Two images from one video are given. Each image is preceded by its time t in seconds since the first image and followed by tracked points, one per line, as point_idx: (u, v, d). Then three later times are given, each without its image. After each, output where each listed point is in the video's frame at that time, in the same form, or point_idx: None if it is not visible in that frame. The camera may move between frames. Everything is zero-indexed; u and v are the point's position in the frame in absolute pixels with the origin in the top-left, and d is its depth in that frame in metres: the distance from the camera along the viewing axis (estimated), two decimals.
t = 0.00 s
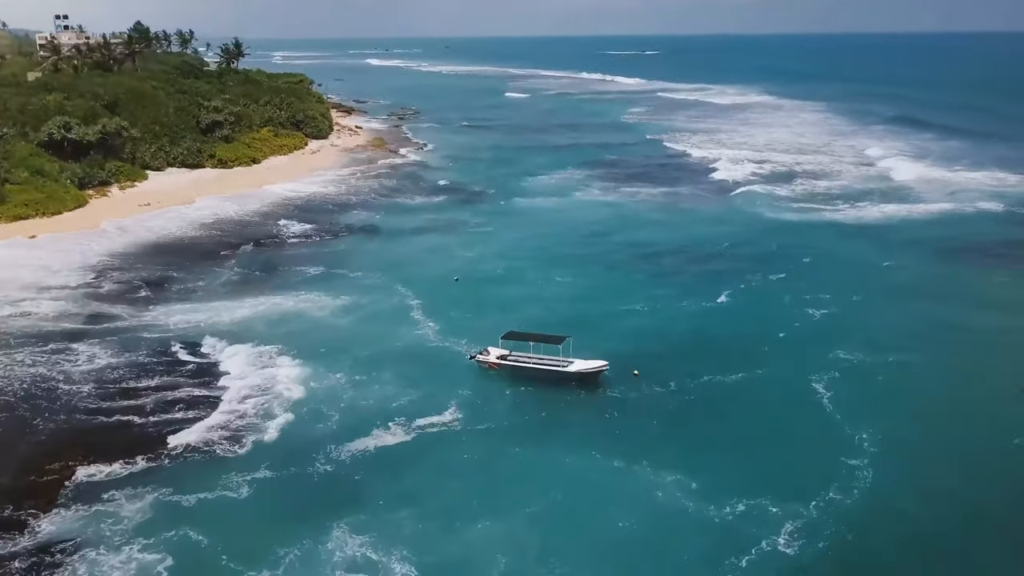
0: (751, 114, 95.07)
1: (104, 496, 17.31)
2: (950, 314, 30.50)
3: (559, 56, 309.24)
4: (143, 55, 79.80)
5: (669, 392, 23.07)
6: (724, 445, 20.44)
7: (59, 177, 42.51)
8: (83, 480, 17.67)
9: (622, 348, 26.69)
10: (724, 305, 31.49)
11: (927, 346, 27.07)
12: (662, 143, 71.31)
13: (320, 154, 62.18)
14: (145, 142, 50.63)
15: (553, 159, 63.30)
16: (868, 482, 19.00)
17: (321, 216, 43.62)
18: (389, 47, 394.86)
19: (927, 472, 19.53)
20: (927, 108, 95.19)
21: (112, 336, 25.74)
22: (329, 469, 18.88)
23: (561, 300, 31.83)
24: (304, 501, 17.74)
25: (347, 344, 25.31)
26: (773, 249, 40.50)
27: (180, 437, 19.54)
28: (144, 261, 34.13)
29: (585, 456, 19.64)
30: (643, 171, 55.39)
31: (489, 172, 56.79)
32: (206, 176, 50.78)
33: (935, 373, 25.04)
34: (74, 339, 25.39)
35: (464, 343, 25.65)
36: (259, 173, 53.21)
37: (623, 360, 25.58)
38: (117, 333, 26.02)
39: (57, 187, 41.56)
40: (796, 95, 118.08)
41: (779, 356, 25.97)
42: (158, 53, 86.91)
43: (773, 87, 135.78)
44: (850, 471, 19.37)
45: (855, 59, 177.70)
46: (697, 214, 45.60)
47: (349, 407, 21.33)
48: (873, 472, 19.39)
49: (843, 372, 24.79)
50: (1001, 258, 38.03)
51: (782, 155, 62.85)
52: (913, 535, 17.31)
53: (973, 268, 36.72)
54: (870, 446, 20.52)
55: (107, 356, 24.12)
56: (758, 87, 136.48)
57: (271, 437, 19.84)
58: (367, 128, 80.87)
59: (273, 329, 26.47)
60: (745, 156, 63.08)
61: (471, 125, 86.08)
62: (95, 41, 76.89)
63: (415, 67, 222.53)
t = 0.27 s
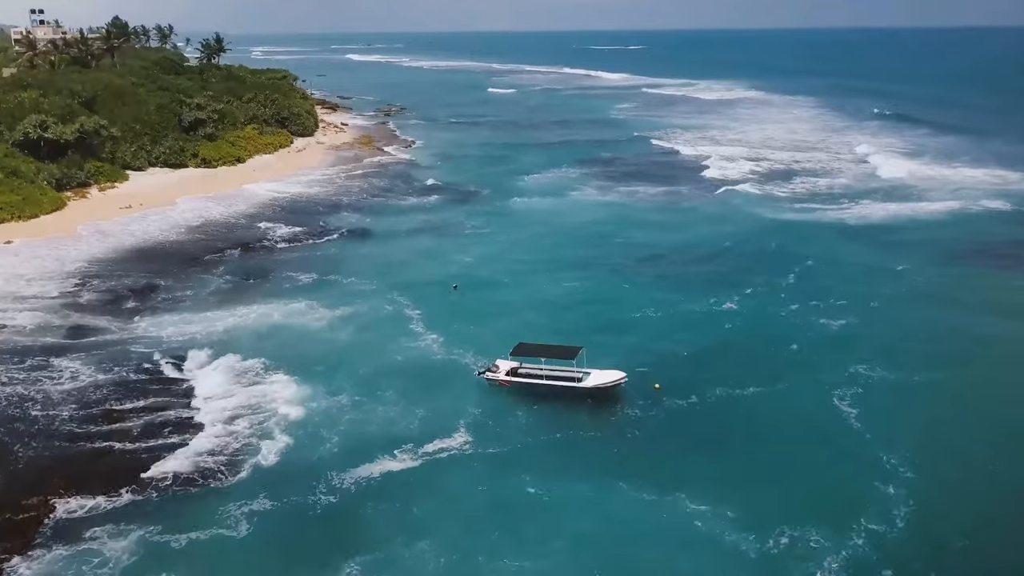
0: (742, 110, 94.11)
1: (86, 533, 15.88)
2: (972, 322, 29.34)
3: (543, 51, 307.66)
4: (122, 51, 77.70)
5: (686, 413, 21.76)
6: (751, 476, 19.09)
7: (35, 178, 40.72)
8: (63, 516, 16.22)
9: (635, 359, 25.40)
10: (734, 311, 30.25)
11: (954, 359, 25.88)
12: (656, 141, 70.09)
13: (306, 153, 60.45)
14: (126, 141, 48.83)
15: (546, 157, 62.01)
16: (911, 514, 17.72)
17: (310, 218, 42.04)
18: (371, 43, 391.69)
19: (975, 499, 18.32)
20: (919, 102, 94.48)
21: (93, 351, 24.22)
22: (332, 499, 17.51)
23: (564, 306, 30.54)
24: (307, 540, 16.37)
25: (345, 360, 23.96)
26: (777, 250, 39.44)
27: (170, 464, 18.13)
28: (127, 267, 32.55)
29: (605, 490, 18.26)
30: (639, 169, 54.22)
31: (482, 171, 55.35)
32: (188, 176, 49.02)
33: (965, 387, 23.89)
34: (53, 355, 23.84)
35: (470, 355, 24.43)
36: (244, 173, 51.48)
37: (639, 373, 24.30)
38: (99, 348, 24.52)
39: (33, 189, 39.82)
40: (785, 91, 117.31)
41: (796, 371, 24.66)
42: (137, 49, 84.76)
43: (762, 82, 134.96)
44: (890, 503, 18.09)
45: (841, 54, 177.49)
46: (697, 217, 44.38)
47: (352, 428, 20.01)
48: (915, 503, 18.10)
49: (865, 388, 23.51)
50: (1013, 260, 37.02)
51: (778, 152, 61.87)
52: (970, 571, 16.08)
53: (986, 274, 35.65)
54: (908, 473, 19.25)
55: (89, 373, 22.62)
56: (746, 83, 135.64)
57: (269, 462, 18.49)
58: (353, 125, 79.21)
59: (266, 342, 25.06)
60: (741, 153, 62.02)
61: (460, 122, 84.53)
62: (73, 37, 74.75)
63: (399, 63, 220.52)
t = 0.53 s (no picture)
0: (733, 105, 93.12)
1: None
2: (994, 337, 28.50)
3: (527, 45, 305.88)
4: (100, 45, 75.50)
5: (710, 442, 20.75)
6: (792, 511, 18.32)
7: (11, 180, 38.96)
8: (46, 561, 15.03)
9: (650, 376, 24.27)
10: (749, 324, 29.47)
11: (981, 378, 25.03)
12: (649, 138, 68.93)
13: (293, 151, 58.80)
14: (106, 140, 47.04)
15: (539, 155, 60.75)
16: (964, 554, 17.04)
17: (300, 220, 40.54)
18: (353, 36, 388.35)
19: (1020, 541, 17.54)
20: (910, 97, 93.89)
21: (77, 369, 22.82)
22: (341, 535, 16.54)
23: (574, 322, 29.60)
24: None
25: (346, 376, 22.83)
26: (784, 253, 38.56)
27: (161, 498, 16.95)
28: (110, 274, 30.98)
29: (644, 529, 17.42)
30: (636, 167, 53.11)
31: (475, 170, 54.01)
32: (172, 176, 47.34)
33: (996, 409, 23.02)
34: (31, 374, 22.37)
35: (479, 370, 23.35)
36: (229, 172, 49.84)
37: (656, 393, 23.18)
38: (83, 365, 23.10)
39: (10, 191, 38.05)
40: (774, 85, 116.50)
41: (823, 390, 23.88)
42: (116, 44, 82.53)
43: (749, 76, 134.14)
44: (940, 541, 17.39)
45: (827, 48, 177.19)
46: (699, 218, 43.28)
47: (357, 455, 19.03)
48: (966, 541, 17.42)
49: (897, 408, 22.77)
50: None
51: (774, 149, 60.94)
52: None
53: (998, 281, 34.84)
54: (948, 512, 18.34)
55: (71, 393, 21.19)
56: (734, 77, 134.80)
57: (268, 492, 17.43)
58: (339, 122, 77.49)
59: (261, 358, 23.82)
60: (738, 150, 60.97)
61: (448, 118, 82.99)
62: (49, 31, 72.48)
63: (382, 57, 218.13)
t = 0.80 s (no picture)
0: (726, 102, 92.22)
1: None
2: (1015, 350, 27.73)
3: (514, 41, 304.41)
4: (82, 41, 73.67)
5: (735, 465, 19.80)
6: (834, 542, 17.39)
7: None
8: None
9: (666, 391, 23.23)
10: (767, 330, 28.60)
11: (1008, 393, 24.26)
12: (644, 136, 67.90)
13: (281, 150, 57.37)
14: (89, 140, 45.51)
15: (535, 154, 59.56)
16: None
17: (291, 222, 39.25)
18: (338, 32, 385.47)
19: None
20: (903, 93, 93.31)
21: (63, 387, 21.66)
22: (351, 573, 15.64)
23: (584, 329, 28.72)
24: None
25: (348, 395, 21.90)
26: (793, 255, 37.54)
27: (152, 530, 15.94)
28: (95, 281, 29.65)
29: (679, 565, 16.50)
30: (635, 166, 52.06)
31: (469, 170, 52.84)
32: (157, 176, 45.88)
33: None
34: (13, 393, 21.12)
35: (489, 386, 22.38)
36: (216, 172, 48.44)
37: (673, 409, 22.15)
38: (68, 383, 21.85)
39: None
40: (765, 82, 115.77)
41: (851, 407, 23.08)
42: (98, 40, 80.65)
43: (740, 73, 133.35)
44: (997, 575, 16.36)
45: (817, 44, 176.60)
46: (702, 218, 42.30)
47: (364, 484, 18.17)
48: (1020, 573, 16.41)
49: (932, 428, 21.92)
50: None
51: (774, 147, 59.98)
52: None
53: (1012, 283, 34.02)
54: (989, 538, 17.47)
55: (54, 414, 19.98)
56: (724, 73, 134.01)
57: (269, 525, 16.61)
58: (328, 120, 76.04)
59: (258, 373, 22.74)
60: (736, 148, 60.06)
61: (439, 116, 81.67)
62: (29, 27, 70.62)
63: (368, 53, 216.08)
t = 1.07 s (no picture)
0: (722, 100, 91.21)
1: None
2: None
3: (503, 37, 302.85)
4: (66, 38, 71.90)
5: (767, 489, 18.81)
6: None
7: None
8: None
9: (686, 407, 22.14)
10: (788, 341, 27.50)
11: None
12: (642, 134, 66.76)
13: (273, 149, 55.88)
14: (74, 140, 43.96)
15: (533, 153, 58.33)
16: None
17: (285, 225, 37.90)
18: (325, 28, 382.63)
19: None
20: (901, 90, 92.50)
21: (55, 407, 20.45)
22: None
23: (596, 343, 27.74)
24: None
25: (356, 415, 20.68)
26: (805, 259, 36.40)
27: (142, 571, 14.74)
28: (82, 290, 28.27)
29: None
30: (636, 166, 50.92)
31: (466, 170, 51.55)
32: (145, 177, 44.36)
33: None
34: None
35: (504, 404, 21.20)
36: (206, 173, 46.95)
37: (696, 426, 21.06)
38: (59, 403, 20.66)
39: None
40: (760, 78, 114.91)
41: (884, 424, 22.10)
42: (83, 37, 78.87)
43: (733, 69, 132.40)
44: None
45: (810, 41, 175.80)
46: (708, 219, 41.19)
47: (378, 517, 17.07)
48: None
49: (976, 452, 20.75)
50: None
51: (776, 145, 58.92)
52: None
53: None
54: None
55: (38, 440, 18.73)
56: (717, 70, 133.07)
57: (269, 568, 15.41)
58: (319, 118, 74.55)
59: (258, 391, 21.49)
60: (737, 146, 59.01)
61: (432, 113, 80.29)
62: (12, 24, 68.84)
63: (357, 49, 214.12)
